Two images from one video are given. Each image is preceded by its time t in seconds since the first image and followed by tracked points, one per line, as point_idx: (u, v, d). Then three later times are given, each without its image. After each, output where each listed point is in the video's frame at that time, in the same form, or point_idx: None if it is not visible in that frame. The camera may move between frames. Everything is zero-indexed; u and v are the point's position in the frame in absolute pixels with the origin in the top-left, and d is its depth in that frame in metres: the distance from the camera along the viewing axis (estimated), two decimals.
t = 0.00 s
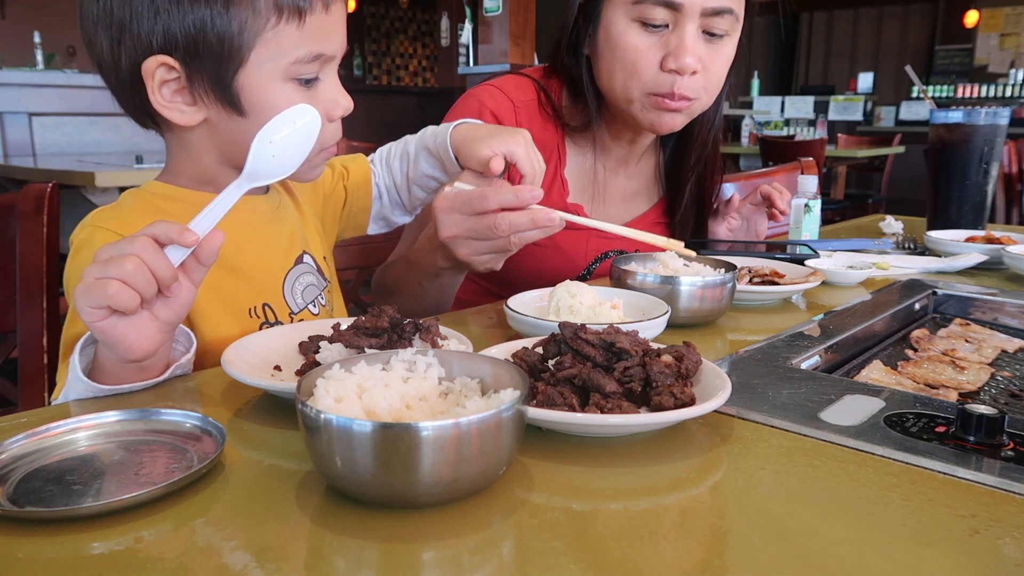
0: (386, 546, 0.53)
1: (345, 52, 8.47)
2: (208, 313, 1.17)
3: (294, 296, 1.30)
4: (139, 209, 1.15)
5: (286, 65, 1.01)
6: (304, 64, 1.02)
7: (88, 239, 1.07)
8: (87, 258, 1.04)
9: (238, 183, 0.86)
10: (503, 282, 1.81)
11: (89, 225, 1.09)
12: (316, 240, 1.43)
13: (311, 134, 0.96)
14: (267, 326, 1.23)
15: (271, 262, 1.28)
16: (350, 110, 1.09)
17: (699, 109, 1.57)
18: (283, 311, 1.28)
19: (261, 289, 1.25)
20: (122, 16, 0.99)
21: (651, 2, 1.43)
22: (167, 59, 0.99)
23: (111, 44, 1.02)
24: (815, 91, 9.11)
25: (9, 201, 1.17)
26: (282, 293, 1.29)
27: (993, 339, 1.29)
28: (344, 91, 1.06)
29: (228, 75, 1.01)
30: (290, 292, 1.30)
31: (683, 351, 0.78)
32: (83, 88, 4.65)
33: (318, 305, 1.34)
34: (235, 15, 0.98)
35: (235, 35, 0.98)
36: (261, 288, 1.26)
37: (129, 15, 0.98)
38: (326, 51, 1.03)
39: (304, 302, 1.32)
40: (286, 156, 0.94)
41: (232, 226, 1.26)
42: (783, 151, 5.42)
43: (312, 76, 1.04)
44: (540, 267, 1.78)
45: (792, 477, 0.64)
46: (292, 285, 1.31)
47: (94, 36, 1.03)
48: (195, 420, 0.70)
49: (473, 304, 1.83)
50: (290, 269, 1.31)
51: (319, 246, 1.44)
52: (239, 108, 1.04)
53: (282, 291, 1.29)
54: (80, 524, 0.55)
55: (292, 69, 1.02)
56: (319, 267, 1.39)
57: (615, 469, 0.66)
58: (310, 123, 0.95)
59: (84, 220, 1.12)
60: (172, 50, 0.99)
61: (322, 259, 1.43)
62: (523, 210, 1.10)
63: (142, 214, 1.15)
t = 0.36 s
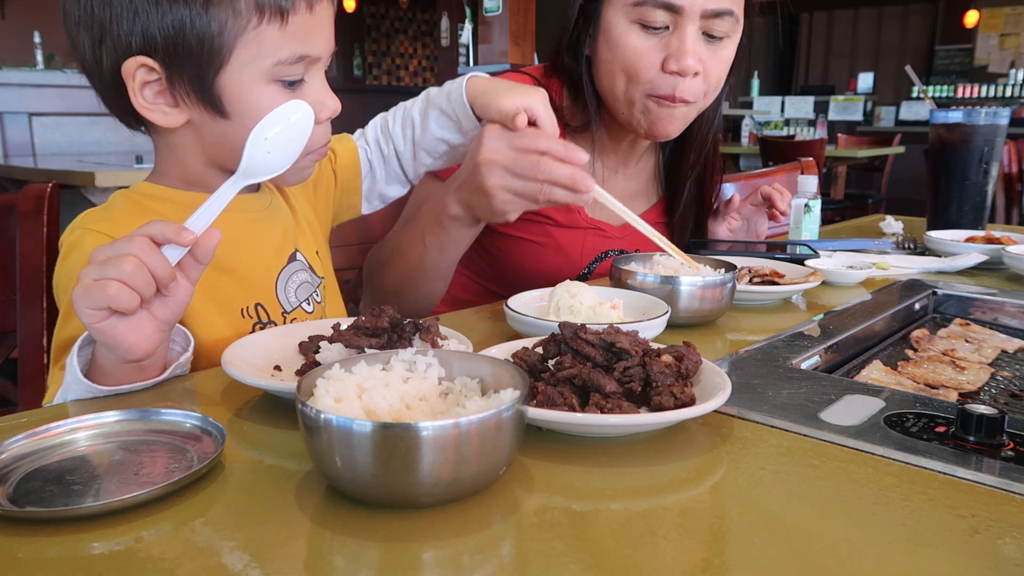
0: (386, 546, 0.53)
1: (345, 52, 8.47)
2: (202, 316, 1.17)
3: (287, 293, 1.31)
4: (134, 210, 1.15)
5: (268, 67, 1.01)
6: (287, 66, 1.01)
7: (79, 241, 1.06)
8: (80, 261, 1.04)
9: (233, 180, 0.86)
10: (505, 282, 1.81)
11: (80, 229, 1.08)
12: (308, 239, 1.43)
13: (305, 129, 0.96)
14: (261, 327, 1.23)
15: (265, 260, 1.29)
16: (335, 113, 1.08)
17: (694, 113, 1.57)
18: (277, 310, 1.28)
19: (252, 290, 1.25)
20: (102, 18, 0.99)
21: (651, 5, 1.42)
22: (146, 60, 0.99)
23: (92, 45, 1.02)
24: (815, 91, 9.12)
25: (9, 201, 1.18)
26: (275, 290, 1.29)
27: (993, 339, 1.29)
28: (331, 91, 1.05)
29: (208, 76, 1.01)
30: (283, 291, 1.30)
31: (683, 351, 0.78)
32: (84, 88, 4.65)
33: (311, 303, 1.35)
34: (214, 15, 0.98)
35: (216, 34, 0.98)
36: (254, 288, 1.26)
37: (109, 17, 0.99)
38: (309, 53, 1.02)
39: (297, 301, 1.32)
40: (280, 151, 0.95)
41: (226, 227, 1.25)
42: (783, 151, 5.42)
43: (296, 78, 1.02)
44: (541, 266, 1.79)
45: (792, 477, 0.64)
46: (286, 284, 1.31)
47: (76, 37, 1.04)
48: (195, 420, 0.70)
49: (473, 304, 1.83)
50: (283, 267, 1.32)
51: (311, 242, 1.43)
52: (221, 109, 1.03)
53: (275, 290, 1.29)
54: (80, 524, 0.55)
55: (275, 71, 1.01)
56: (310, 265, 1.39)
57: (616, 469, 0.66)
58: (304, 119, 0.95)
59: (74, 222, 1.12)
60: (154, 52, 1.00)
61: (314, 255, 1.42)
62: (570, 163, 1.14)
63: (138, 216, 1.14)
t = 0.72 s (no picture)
0: (386, 547, 0.53)
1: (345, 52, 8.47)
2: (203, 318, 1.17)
3: (292, 295, 1.31)
4: (133, 211, 1.15)
5: (280, 68, 1.01)
6: (299, 67, 1.01)
7: (80, 245, 1.06)
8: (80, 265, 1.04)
9: (229, 181, 0.85)
10: (510, 278, 1.80)
11: (81, 232, 1.08)
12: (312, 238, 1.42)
13: (299, 126, 0.95)
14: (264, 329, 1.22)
15: (270, 262, 1.29)
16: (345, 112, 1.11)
17: (689, 109, 1.59)
18: (281, 313, 1.28)
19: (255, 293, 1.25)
20: (109, 21, 0.98)
21: None
22: (156, 65, 0.99)
23: (99, 49, 1.01)
24: (815, 91, 9.12)
25: (8, 201, 1.17)
26: (279, 294, 1.29)
27: (993, 339, 1.29)
28: (341, 93, 1.08)
29: (220, 79, 1.00)
30: (288, 293, 1.30)
31: (683, 351, 0.78)
32: (83, 88, 4.65)
33: (317, 304, 1.35)
34: (228, 16, 0.97)
35: (228, 36, 0.98)
36: (257, 292, 1.26)
37: (117, 20, 0.98)
38: (320, 53, 1.02)
39: (303, 302, 1.32)
40: (275, 147, 0.93)
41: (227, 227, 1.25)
42: (783, 151, 5.42)
43: (307, 79, 1.03)
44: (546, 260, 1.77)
45: (792, 477, 0.64)
46: (292, 283, 1.32)
47: (81, 41, 1.03)
48: (195, 420, 0.70)
49: (478, 301, 1.81)
50: (289, 269, 1.32)
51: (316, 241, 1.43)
52: (233, 112, 1.04)
53: (280, 293, 1.29)
54: (81, 525, 0.55)
55: (286, 72, 1.01)
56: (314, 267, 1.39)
57: (615, 469, 0.66)
58: (299, 116, 0.94)
59: (76, 227, 1.11)
60: (162, 56, 0.99)
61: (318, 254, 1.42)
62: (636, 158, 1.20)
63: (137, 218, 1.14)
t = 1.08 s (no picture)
0: (386, 546, 0.53)
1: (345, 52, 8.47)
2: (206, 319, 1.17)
3: (297, 297, 1.31)
4: (134, 212, 1.15)
5: (283, 74, 1.00)
6: (303, 74, 1.01)
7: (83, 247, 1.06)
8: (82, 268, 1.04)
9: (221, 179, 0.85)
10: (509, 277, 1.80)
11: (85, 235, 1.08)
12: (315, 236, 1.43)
13: (290, 123, 0.94)
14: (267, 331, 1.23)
15: (275, 265, 1.29)
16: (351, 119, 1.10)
17: (702, 102, 1.57)
18: (285, 315, 1.28)
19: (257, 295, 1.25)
20: (113, 23, 0.99)
21: None
22: (159, 68, 0.99)
23: (104, 50, 1.02)
24: (815, 91, 9.11)
25: (8, 201, 1.16)
26: (283, 297, 1.29)
27: (993, 339, 1.29)
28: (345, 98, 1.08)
29: (221, 84, 1.01)
30: (292, 295, 1.30)
31: (683, 350, 0.78)
32: (83, 88, 4.65)
33: (321, 305, 1.35)
34: (231, 20, 0.97)
35: (230, 41, 0.98)
36: (262, 294, 1.26)
37: (121, 22, 0.98)
38: (326, 58, 1.01)
39: (306, 304, 1.32)
40: (268, 145, 0.93)
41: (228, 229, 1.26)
42: (783, 151, 5.42)
43: (310, 81, 1.03)
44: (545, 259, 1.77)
45: (792, 477, 0.64)
46: (297, 284, 1.32)
47: (87, 41, 1.04)
48: (195, 420, 0.70)
49: (480, 302, 1.82)
50: (294, 269, 1.32)
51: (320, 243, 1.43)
52: (234, 115, 1.04)
53: (284, 293, 1.29)
54: (80, 525, 0.55)
55: (289, 79, 1.01)
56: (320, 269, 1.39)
57: (615, 469, 0.66)
58: (291, 113, 0.93)
59: (81, 228, 1.12)
60: (163, 57, 0.99)
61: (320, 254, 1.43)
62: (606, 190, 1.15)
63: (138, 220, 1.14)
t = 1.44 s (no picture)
0: (387, 546, 0.53)
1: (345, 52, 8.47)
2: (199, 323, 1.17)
3: (285, 297, 1.30)
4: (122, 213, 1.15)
5: (270, 63, 1.01)
6: (290, 63, 1.01)
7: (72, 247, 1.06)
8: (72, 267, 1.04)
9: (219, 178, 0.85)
10: (507, 279, 1.80)
11: (73, 235, 1.08)
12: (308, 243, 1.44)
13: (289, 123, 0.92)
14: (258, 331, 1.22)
15: (262, 264, 1.29)
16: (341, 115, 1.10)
17: (700, 103, 1.56)
18: (274, 314, 1.28)
19: (246, 293, 1.25)
20: (103, 11, 1.00)
21: None
22: (145, 53, 0.99)
23: (94, 38, 1.03)
24: (815, 91, 9.11)
25: (9, 201, 1.17)
26: (272, 296, 1.29)
27: (993, 339, 1.29)
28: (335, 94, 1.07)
29: (208, 71, 1.01)
30: (280, 294, 1.30)
31: (683, 350, 0.78)
32: (83, 88, 4.65)
33: (309, 306, 1.34)
34: (216, 9, 0.98)
35: (216, 28, 0.99)
36: (250, 293, 1.26)
37: (110, 9, 0.99)
38: (315, 51, 1.02)
39: (295, 304, 1.32)
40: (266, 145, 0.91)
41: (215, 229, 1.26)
42: (783, 151, 5.42)
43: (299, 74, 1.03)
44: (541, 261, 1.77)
45: (792, 477, 0.64)
46: (284, 285, 1.31)
47: (78, 31, 1.05)
48: (195, 420, 0.70)
49: (478, 304, 1.82)
50: (282, 270, 1.32)
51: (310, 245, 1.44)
52: (220, 106, 1.04)
53: (272, 293, 1.29)
54: (80, 525, 0.55)
55: (277, 67, 1.02)
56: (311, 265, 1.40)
57: (615, 469, 0.66)
58: (288, 113, 0.91)
59: (69, 229, 1.11)
60: (149, 44, 1.00)
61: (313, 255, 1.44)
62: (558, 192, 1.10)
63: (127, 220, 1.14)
